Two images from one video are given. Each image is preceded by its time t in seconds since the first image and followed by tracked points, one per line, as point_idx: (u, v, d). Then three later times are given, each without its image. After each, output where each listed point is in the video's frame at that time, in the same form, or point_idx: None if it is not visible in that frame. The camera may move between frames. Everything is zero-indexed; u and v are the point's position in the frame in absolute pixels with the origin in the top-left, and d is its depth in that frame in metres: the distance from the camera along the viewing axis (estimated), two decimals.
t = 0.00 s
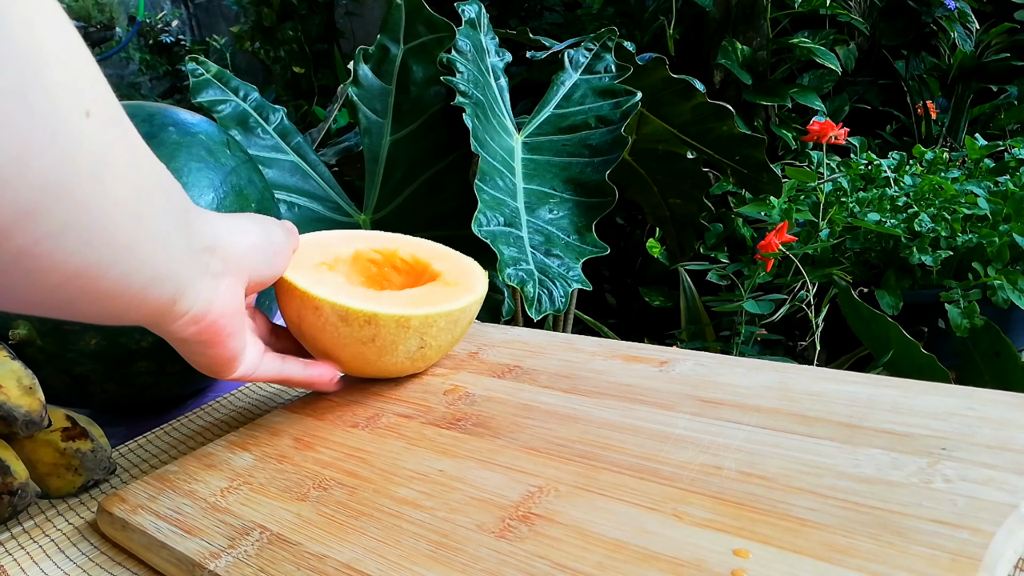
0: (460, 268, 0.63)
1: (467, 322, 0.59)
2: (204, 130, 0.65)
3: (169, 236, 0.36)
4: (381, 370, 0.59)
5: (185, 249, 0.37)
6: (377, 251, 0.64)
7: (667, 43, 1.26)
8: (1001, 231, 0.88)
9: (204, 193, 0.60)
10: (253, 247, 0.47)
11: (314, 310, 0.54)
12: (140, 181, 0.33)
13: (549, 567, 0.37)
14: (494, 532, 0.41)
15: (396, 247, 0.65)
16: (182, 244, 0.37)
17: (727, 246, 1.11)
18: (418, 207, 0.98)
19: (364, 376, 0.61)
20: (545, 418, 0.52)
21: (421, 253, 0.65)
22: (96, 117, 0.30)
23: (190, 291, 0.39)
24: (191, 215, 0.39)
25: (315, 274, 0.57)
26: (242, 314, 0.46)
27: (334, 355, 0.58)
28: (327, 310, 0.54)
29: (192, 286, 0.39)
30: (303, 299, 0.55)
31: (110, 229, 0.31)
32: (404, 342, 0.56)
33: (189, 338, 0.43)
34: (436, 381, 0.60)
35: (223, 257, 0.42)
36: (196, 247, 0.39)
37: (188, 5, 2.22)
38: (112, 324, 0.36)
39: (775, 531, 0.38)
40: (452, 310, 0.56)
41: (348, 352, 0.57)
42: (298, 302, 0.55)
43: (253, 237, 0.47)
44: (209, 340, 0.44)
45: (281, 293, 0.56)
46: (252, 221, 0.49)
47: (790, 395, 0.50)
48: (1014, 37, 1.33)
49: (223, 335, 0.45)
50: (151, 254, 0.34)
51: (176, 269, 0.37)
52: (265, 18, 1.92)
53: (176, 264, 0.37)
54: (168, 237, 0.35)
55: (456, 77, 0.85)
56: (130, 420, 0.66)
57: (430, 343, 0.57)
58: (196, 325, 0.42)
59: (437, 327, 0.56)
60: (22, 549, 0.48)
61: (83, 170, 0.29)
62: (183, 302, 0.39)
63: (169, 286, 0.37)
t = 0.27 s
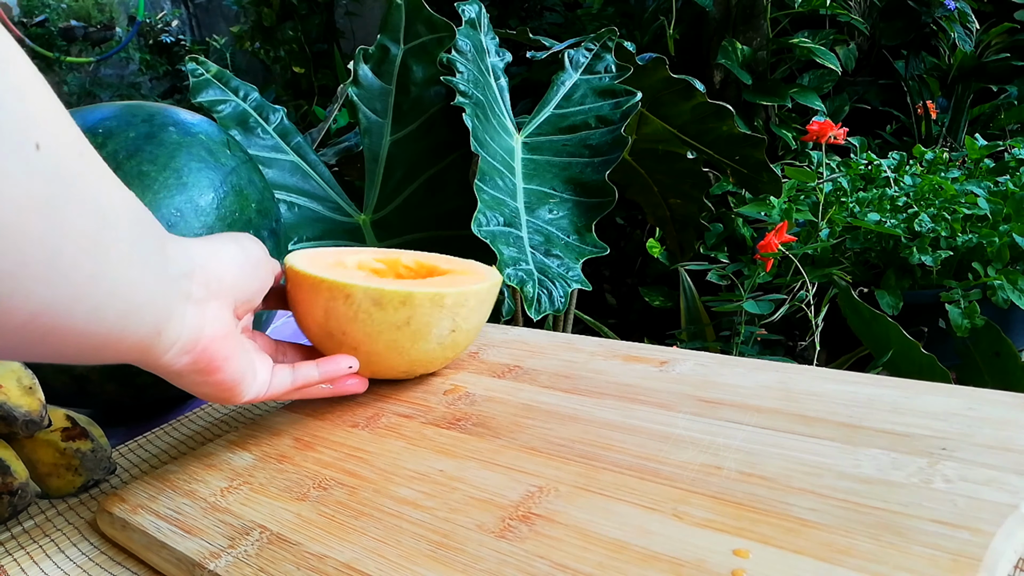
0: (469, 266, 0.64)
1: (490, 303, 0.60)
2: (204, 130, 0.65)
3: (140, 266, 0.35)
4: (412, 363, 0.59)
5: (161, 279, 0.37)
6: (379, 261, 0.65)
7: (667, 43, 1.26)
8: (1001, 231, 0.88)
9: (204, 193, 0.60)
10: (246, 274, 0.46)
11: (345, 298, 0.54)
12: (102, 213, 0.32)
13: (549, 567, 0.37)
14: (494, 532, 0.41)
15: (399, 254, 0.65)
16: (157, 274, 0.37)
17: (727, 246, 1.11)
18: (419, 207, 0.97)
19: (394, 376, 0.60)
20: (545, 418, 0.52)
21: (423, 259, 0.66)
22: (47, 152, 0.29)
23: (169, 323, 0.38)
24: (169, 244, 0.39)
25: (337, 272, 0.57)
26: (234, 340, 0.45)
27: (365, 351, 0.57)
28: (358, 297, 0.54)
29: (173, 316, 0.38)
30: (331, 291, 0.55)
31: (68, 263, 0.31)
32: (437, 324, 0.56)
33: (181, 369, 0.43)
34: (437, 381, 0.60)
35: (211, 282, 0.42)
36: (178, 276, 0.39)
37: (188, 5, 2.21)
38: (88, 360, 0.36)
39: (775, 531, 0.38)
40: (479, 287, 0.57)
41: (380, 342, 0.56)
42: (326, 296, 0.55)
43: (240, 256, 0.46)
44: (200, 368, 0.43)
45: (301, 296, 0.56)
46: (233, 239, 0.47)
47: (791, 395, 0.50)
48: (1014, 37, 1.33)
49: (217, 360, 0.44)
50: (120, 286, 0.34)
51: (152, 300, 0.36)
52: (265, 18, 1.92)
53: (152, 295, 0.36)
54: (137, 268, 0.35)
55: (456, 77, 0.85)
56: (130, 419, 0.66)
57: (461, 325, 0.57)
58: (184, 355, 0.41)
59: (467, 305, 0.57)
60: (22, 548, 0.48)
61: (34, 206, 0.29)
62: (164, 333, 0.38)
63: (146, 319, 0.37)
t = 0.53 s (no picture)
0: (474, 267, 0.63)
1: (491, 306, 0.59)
2: (204, 130, 0.65)
3: (148, 260, 0.35)
4: (406, 362, 0.58)
5: (170, 273, 0.37)
6: (382, 260, 0.64)
7: (667, 43, 1.26)
8: (1001, 231, 0.88)
9: (204, 193, 0.60)
10: (254, 272, 0.46)
11: (340, 296, 0.53)
12: (110, 204, 0.32)
13: (549, 567, 0.37)
14: (494, 532, 0.41)
15: (403, 255, 0.64)
16: (164, 268, 0.36)
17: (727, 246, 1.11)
18: (419, 207, 0.97)
19: (387, 372, 0.59)
20: (545, 418, 0.52)
21: (427, 261, 0.65)
22: (58, 140, 0.29)
23: (177, 317, 0.38)
24: (177, 238, 0.39)
25: (335, 271, 0.56)
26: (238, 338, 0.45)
27: (359, 348, 0.56)
28: (354, 294, 0.53)
29: (181, 311, 0.38)
30: (327, 288, 0.54)
31: (76, 254, 0.31)
32: (432, 322, 0.55)
33: (184, 367, 0.42)
34: (436, 381, 0.60)
35: (218, 279, 0.42)
36: (187, 270, 0.39)
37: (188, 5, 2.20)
38: (95, 354, 0.36)
39: (775, 531, 0.38)
40: (475, 288, 0.56)
41: (375, 341, 0.55)
42: (323, 293, 0.54)
43: (250, 254, 0.46)
44: (205, 366, 0.43)
45: (303, 288, 0.55)
46: (248, 237, 0.47)
47: (790, 395, 0.50)
48: (1015, 37, 1.33)
49: (218, 361, 0.44)
50: (126, 278, 0.34)
51: (160, 294, 0.36)
52: (264, 18, 1.92)
53: (158, 289, 0.36)
54: (145, 261, 0.35)
55: (456, 77, 0.85)
56: (130, 420, 0.66)
57: (457, 324, 0.56)
58: (191, 351, 0.41)
59: (463, 306, 0.55)
60: (22, 548, 0.48)
61: (42, 194, 0.29)
62: (171, 328, 0.38)
63: (151, 313, 0.36)
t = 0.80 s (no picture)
0: (451, 256, 0.63)
1: (472, 296, 0.59)
2: (204, 130, 0.65)
3: (119, 264, 0.35)
4: (404, 369, 0.58)
5: (143, 278, 0.37)
6: (359, 266, 0.64)
7: (667, 43, 1.26)
8: (1002, 231, 0.88)
9: (204, 193, 0.60)
10: (230, 282, 0.46)
11: (324, 320, 0.53)
12: (79, 203, 0.32)
13: (549, 567, 0.37)
14: (494, 532, 0.41)
15: (376, 255, 0.64)
16: (138, 272, 0.36)
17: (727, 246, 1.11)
18: (419, 207, 0.97)
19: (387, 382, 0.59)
20: (545, 418, 0.52)
21: (401, 255, 0.65)
22: (26, 136, 0.29)
23: (150, 324, 0.38)
24: (152, 244, 0.38)
25: (312, 295, 0.55)
26: (212, 348, 0.44)
27: (352, 366, 0.56)
28: (337, 317, 0.52)
29: (153, 318, 0.38)
30: (309, 315, 0.53)
31: (43, 255, 0.31)
32: (420, 327, 0.55)
33: (156, 377, 0.42)
34: (436, 381, 0.60)
35: (194, 286, 0.41)
36: (160, 277, 0.38)
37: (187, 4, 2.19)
38: (62, 360, 0.36)
39: (775, 531, 0.38)
40: (454, 282, 0.56)
41: (368, 357, 0.55)
42: (305, 321, 0.53)
43: (229, 263, 0.46)
44: (178, 376, 0.42)
45: (281, 318, 0.55)
46: (226, 245, 0.47)
47: (790, 395, 0.50)
48: (1015, 37, 1.33)
49: (192, 371, 0.43)
50: (95, 282, 0.34)
51: (132, 300, 0.36)
52: (264, 18, 1.91)
53: (132, 294, 0.36)
54: (115, 265, 0.35)
55: (456, 77, 0.85)
56: (130, 419, 0.66)
57: (445, 322, 0.56)
58: (164, 361, 0.40)
59: (447, 303, 0.55)
60: (22, 548, 0.48)
61: (9, 191, 0.29)
62: (144, 335, 0.38)
63: (127, 317, 0.36)
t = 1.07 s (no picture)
0: (401, 242, 0.63)
1: (426, 267, 0.59)
2: (204, 130, 0.65)
3: None
4: (390, 359, 0.57)
5: None
6: (326, 281, 0.64)
7: (667, 43, 1.26)
8: (1002, 231, 0.88)
9: (204, 193, 0.60)
10: (133, 234, 0.40)
11: (286, 334, 0.53)
12: None
13: (549, 567, 0.37)
14: (494, 533, 0.41)
15: (336, 265, 0.65)
16: None
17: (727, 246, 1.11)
18: (419, 207, 0.97)
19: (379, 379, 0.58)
20: (545, 418, 0.52)
21: (359, 257, 0.65)
22: None
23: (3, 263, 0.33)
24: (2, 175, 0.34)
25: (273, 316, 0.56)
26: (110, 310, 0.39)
27: (334, 373, 0.55)
28: (296, 328, 0.52)
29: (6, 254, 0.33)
30: (270, 335, 0.53)
31: None
32: (383, 311, 0.55)
33: (44, 344, 0.36)
34: (436, 381, 0.60)
35: (77, 235, 0.37)
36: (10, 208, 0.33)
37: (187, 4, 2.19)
38: None
39: (775, 531, 0.38)
40: (398, 260, 0.56)
41: (344, 358, 0.55)
42: (270, 343, 0.53)
43: (128, 215, 0.40)
44: (71, 341, 0.37)
45: (248, 349, 0.55)
46: (125, 199, 0.42)
47: (791, 394, 0.50)
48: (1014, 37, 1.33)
49: (87, 334, 0.37)
50: None
51: None
52: (265, 18, 1.91)
53: None
54: None
55: (456, 77, 0.85)
56: (130, 419, 0.66)
57: (405, 298, 0.56)
58: (42, 319, 0.35)
59: (398, 280, 0.56)
60: (22, 549, 0.48)
61: None
62: None
63: None
